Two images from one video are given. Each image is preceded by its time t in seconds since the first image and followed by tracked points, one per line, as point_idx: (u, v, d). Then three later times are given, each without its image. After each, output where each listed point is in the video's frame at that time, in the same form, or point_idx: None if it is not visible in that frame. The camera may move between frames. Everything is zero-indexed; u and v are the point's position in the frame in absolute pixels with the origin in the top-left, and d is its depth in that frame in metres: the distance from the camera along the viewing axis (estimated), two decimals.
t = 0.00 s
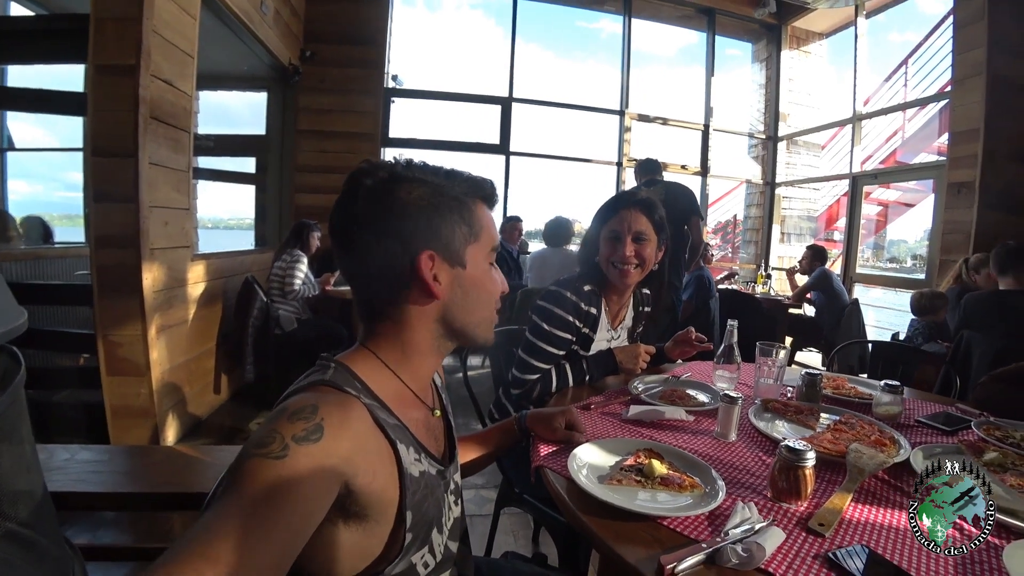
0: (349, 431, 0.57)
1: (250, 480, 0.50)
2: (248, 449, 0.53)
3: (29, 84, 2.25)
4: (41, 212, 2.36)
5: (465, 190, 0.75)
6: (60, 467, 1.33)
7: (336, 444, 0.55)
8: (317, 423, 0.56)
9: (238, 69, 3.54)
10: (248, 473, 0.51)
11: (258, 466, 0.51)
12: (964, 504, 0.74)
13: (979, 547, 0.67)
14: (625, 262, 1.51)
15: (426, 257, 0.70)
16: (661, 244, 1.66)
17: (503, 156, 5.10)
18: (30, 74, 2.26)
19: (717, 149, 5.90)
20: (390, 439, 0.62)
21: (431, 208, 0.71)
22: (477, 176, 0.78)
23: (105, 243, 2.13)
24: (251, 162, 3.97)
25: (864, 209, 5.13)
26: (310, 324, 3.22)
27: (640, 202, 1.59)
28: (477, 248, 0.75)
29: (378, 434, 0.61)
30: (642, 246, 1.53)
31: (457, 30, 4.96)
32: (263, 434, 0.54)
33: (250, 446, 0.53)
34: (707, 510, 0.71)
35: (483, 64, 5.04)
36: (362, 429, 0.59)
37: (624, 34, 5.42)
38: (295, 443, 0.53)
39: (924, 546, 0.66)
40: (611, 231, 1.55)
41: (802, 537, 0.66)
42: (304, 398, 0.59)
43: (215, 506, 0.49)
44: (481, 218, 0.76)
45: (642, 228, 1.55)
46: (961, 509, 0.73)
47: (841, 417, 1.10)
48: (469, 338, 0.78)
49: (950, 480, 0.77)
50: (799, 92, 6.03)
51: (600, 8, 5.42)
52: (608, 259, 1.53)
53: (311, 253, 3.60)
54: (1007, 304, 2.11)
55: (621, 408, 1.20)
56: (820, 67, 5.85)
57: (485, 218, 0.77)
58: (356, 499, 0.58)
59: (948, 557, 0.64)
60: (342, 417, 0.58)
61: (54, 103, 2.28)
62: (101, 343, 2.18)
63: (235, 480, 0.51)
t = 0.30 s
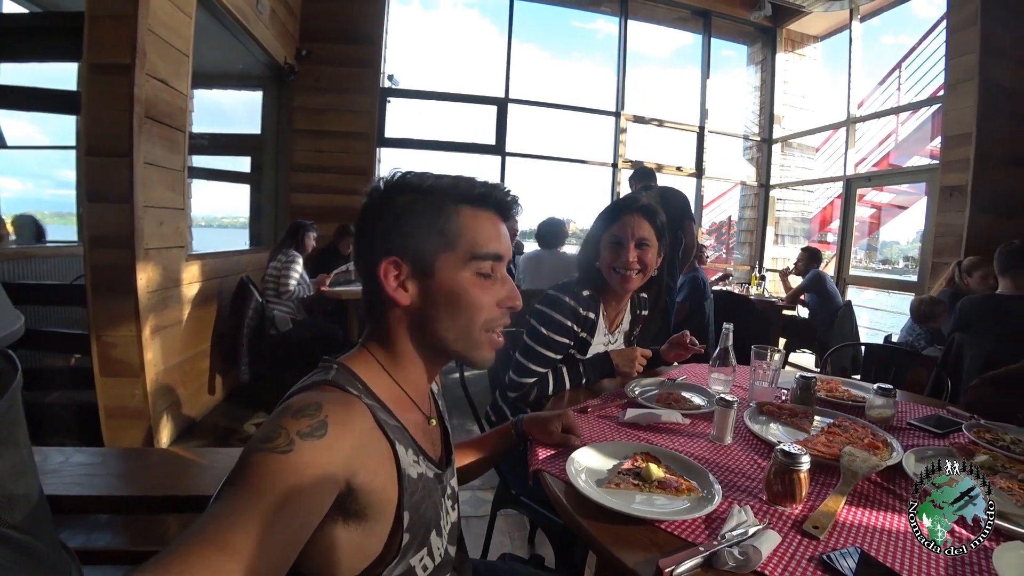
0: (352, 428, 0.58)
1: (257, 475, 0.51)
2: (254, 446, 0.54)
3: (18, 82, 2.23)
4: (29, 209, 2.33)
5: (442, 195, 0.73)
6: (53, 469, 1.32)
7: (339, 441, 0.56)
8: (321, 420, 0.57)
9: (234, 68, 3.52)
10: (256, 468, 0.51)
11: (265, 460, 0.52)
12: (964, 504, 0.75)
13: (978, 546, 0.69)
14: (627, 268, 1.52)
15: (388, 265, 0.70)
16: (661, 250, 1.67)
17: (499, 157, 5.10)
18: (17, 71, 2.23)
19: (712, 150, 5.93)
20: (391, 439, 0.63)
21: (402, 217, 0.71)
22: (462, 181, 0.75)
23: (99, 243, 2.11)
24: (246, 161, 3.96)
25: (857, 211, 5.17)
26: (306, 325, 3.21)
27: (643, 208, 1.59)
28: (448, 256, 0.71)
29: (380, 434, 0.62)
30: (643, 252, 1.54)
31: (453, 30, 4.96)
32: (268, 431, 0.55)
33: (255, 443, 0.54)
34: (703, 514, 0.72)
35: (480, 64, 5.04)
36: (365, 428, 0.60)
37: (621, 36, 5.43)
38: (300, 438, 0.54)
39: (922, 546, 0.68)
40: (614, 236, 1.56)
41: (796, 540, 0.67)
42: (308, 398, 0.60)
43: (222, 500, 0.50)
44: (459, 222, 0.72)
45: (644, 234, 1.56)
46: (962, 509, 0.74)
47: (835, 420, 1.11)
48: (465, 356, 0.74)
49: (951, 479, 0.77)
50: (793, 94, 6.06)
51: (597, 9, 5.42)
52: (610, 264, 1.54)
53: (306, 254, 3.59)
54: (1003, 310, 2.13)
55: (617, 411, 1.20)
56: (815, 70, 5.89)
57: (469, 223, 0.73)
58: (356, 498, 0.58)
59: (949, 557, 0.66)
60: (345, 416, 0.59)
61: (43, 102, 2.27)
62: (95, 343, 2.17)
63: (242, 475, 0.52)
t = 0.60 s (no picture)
0: (355, 421, 0.59)
1: (262, 464, 0.51)
2: (259, 435, 0.54)
3: None
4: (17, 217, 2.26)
5: (414, 199, 0.73)
6: (38, 481, 1.30)
7: (341, 433, 0.56)
8: (324, 412, 0.57)
9: (217, 73, 3.49)
10: (261, 457, 0.52)
11: (269, 449, 0.52)
12: (962, 504, 0.73)
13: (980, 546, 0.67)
14: (618, 268, 1.53)
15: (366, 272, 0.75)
16: (650, 250, 1.69)
17: (486, 159, 5.10)
18: None
19: (698, 150, 5.98)
20: (389, 435, 0.63)
21: (381, 222, 0.74)
22: (440, 185, 0.74)
23: (83, 251, 2.08)
24: (231, 166, 3.92)
25: (841, 208, 5.24)
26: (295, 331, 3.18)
27: (633, 208, 1.61)
28: (407, 258, 0.70)
29: (379, 429, 0.62)
30: (634, 253, 1.56)
31: (438, 34, 4.96)
32: (273, 420, 0.56)
33: (260, 433, 0.55)
34: (692, 507, 0.72)
35: (465, 66, 5.04)
36: (365, 423, 0.60)
37: (605, 37, 5.47)
38: (304, 428, 0.54)
39: (923, 549, 0.66)
40: (605, 236, 1.56)
41: (784, 530, 0.68)
42: (310, 391, 0.61)
43: (228, 488, 0.50)
44: (424, 223, 0.71)
45: (634, 234, 1.57)
46: (961, 508, 0.72)
47: (821, 413, 1.12)
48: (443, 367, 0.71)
49: (952, 479, 0.76)
50: (777, 94, 6.14)
51: (581, 11, 5.45)
52: (601, 264, 1.55)
53: (294, 258, 3.57)
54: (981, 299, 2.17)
55: (606, 409, 1.21)
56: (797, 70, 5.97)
57: (433, 224, 0.71)
58: (354, 492, 0.58)
59: (945, 557, 0.64)
60: (346, 410, 0.59)
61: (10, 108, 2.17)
62: (78, 353, 2.13)
63: (247, 463, 0.52)
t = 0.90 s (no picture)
0: (360, 427, 0.59)
1: (268, 468, 0.51)
2: (265, 438, 0.54)
3: None
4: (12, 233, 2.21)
5: (414, 211, 0.73)
6: (34, 499, 1.28)
7: (347, 438, 0.56)
8: (330, 417, 0.57)
9: (205, 84, 3.48)
10: (267, 461, 0.52)
11: (274, 453, 0.52)
12: (964, 504, 0.71)
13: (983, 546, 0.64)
14: (610, 268, 1.54)
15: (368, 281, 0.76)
16: (643, 249, 1.69)
17: (477, 163, 5.11)
18: None
19: (688, 149, 6.02)
20: (393, 440, 0.63)
21: (383, 233, 0.76)
22: (441, 198, 0.75)
23: (74, 266, 2.07)
24: (221, 177, 3.91)
25: (832, 202, 5.28)
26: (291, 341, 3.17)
27: (624, 207, 1.61)
28: (405, 269, 0.70)
29: (384, 435, 0.62)
30: (626, 252, 1.56)
31: (425, 40, 4.97)
32: (278, 424, 0.55)
33: (266, 437, 0.55)
34: (691, 504, 0.72)
35: (454, 71, 5.05)
36: (370, 428, 0.60)
37: (592, 39, 5.49)
38: (310, 433, 0.54)
39: (919, 547, 0.64)
40: (596, 236, 1.57)
41: (782, 523, 0.68)
42: (315, 396, 0.60)
43: (234, 491, 0.50)
44: (422, 235, 0.71)
45: (626, 234, 1.58)
46: (962, 508, 0.70)
47: (817, 406, 1.13)
48: (437, 377, 0.70)
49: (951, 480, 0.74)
50: (764, 91, 6.17)
51: (568, 14, 5.48)
52: (593, 265, 1.55)
53: (287, 268, 3.56)
54: (966, 288, 2.19)
55: (604, 409, 1.21)
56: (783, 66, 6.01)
57: (432, 236, 0.71)
58: (359, 497, 0.58)
59: (944, 556, 0.62)
60: (352, 415, 0.59)
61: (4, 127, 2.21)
62: (73, 370, 2.11)
63: (252, 468, 0.52)
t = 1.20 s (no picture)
0: (354, 444, 0.57)
1: (258, 490, 0.49)
2: (256, 458, 0.52)
3: None
4: None
5: (418, 220, 0.71)
6: (26, 517, 1.25)
7: (341, 456, 0.55)
8: (323, 435, 0.55)
9: (196, 92, 3.45)
10: (258, 482, 0.50)
11: (265, 474, 0.50)
12: (964, 504, 0.70)
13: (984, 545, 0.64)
14: (605, 273, 1.53)
15: (364, 287, 0.73)
16: (637, 253, 1.69)
17: (471, 168, 5.11)
18: None
19: (681, 150, 6.04)
20: (389, 455, 0.62)
21: (382, 238, 0.73)
22: (447, 207, 0.73)
23: (64, 278, 2.04)
24: (214, 186, 3.88)
25: (825, 201, 5.31)
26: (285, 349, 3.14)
27: (618, 211, 1.61)
28: (407, 281, 0.68)
29: (380, 450, 0.61)
30: (621, 256, 1.56)
31: (417, 45, 4.97)
32: (270, 443, 0.54)
33: (256, 456, 0.53)
34: (694, 511, 0.71)
35: (446, 76, 5.05)
36: (365, 444, 0.59)
37: (584, 42, 5.51)
38: (303, 452, 0.52)
39: (922, 549, 0.63)
40: (590, 240, 1.56)
41: (787, 529, 0.67)
42: (308, 412, 0.59)
43: (224, 514, 0.48)
44: (426, 245, 0.69)
45: (621, 238, 1.57)
46: (962, 508, 0.70)
47: (817, 407, 1.12)
48: (441, 391, 0.70)
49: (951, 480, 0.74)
50: (755, 91, 6.21)
51: (559, 17, 5.49)
52: (588, 270, 1.55)
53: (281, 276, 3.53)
54: (959, 286, 2.19)
55: (602, 414, 1.20)
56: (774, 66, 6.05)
57: (437, 247, 0.69)
58: (355, 516, 0.56)
59: (946, 556, 0.62)
60: (346, 431, 0.57)
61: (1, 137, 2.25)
62: (64, 383, 2.08)
63: (242, 490, 0.50)
